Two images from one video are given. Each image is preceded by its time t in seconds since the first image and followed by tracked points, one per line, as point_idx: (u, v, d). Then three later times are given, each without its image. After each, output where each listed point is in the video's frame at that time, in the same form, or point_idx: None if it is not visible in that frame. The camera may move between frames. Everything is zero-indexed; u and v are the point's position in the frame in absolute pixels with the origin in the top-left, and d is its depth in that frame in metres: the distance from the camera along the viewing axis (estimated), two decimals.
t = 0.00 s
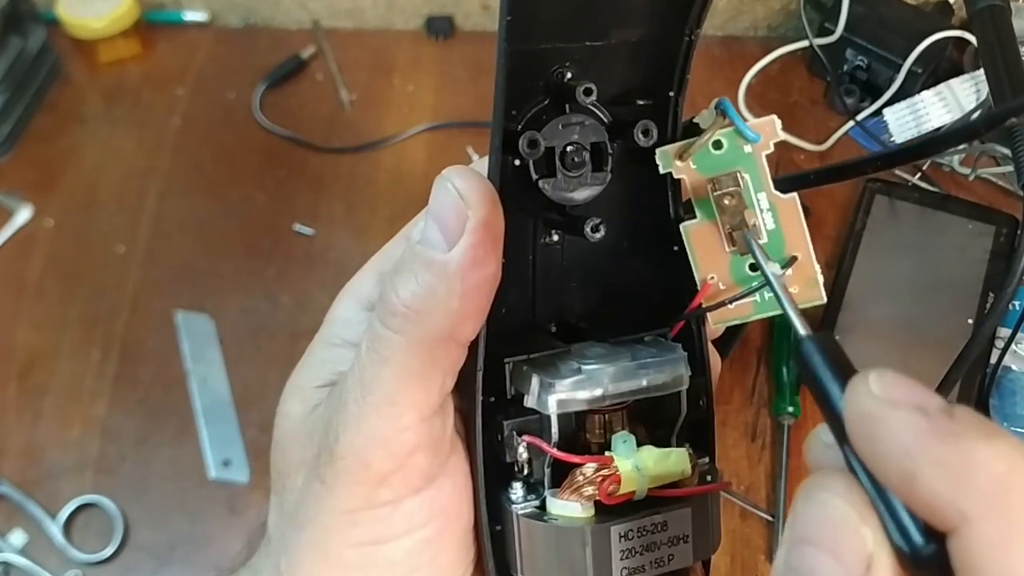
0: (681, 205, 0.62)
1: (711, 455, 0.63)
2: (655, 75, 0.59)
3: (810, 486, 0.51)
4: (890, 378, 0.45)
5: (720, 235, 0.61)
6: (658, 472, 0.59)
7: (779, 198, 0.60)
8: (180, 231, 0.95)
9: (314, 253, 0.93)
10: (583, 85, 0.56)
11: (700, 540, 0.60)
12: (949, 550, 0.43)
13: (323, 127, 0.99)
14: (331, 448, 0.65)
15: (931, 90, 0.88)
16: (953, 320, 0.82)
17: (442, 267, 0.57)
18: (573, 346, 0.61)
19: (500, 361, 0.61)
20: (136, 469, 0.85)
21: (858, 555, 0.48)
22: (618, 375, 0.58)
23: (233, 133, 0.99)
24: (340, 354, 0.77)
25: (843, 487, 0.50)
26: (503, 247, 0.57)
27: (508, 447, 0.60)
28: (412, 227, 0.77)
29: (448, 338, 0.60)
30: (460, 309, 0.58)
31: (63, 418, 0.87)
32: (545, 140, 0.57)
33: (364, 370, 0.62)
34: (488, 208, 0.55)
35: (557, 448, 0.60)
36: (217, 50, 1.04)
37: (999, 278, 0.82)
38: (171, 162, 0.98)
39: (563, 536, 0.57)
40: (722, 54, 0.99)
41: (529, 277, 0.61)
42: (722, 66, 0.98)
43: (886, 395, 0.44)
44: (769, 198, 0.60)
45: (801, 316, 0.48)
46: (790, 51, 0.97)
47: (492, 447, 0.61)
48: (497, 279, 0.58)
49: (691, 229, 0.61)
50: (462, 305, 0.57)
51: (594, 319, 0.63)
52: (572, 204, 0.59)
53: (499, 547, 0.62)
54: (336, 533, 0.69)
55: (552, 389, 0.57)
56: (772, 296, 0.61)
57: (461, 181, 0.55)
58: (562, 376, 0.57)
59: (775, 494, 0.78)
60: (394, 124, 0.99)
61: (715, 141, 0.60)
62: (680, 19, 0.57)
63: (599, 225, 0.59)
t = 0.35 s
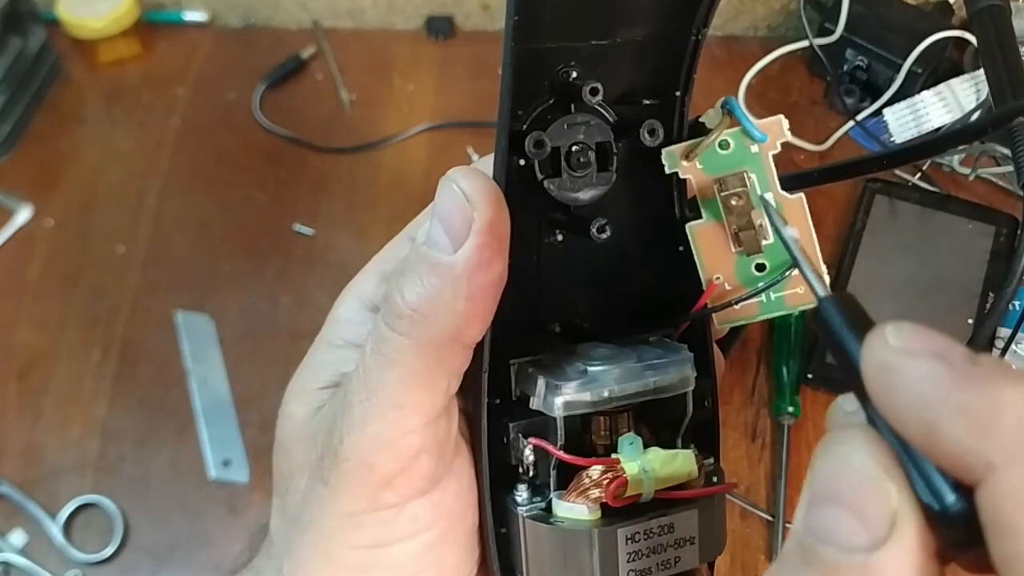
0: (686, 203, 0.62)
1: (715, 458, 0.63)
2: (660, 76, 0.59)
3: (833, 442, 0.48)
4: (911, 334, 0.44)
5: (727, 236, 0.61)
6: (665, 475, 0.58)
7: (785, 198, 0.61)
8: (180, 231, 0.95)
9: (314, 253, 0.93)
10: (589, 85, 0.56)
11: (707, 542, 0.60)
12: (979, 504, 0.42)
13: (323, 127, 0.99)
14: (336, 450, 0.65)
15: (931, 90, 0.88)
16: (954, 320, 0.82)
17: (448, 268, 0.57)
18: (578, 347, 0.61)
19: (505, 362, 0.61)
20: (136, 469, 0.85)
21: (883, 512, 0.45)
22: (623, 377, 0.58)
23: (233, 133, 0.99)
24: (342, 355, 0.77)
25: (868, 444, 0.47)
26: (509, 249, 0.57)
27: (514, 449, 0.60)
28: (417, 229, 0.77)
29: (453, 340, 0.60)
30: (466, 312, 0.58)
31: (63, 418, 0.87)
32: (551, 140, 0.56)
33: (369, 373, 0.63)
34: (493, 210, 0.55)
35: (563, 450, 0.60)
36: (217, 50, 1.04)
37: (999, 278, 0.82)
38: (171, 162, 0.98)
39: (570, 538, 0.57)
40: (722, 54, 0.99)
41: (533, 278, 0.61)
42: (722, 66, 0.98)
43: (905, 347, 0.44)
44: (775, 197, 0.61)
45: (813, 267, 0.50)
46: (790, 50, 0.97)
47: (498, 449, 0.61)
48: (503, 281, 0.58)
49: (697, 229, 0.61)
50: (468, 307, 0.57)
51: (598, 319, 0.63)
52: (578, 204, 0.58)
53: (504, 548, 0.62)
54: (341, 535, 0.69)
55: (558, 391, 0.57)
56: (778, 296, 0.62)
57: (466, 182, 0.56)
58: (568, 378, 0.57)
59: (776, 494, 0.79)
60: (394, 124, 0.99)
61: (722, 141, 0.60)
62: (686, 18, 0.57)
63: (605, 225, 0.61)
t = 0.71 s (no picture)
0: (687, 202, 0.62)
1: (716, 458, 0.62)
2: (661, 76, 0.59)
3: (826, 410, 0.49)
4: (888, 309, 0.48)
5: (727, 236, 0.62)
6: (666, 474, 0.59)
7: (786, 197, 0.61)
8: (180, 231, 0.95)
9: (315, 253, 0.93)
10: (589, 85, 0.56)
11: (707, 541, 0.60)
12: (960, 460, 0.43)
13: (323, 127, 0.99)
14: (337, 450, 0.65)
15: (931, 90, 0.88)
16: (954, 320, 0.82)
17: (450, 268, 0.57)
18: (579, 346, 0.61)
19: (506, 361, 0.61)
20: (136, 469, 0.85)
21: (874, 472, 0.46)
22: (624, 376, 0.58)
23: (233, 133, 0.99)
24: (344, 355, 0.77)
25: (858, 410, 0.48)
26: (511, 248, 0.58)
27: (515, 448, 0.60)
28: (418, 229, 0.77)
29: (456, 339, 0.60)
30: (468, 311, 0.58)
31: (63, 418, 0.87)
32: (552, 139, 0.56)
33: (371, 372, 0.62)
34: (496, 209, 0.55)
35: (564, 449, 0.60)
36: (217, 49, 1.04)
37: (999, 278, 0.82)
38: (171, 162, 0.98)
39: (572, 536, 0.57)
40: (722, 54, 0.99)
41: (534, 277, 0.61)
42: (722, 66, 0.98)
43: (885, 317, 0.47)
44: (776, 197, 0.61)
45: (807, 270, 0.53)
46: (790, 50, 0.97)
47: (498, 448, 0.61)
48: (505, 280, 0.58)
49: (699, 229, 0.62)
50: (471, 306, 0.57)
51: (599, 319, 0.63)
52: (578, 203, 0.59)
53: (505, 547, 0.62)
54: (343, 535, 0.68)
55: (560, 390, 0.57)
56: (778, 296, 0.63)
57: (468, 182, 0.56)
58: (569, 377, 0.58)
59: (776, 494, 0.79)
60: (394, 125, 0.99)
61: (723, 141, 0.61)
62: (687, 18, 0.57)
63: (606, 224, 0.61)
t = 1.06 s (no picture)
0: (688, 203, 0.62)
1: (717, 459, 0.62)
2: (663, 76, 0.59)
3: (827, 402, 0.49)
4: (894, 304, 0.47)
5: (728, 236, 0.62)
6: (667, 474, 0.59)
7: (786, 198, 0.62)
8: (180, 231, 0.95)
9: (315, 253, 0.93)
10: (590, 85, 0.57)
11: (707, 540, 0.60)
12: (959, 449, 0.44)
13: (323, 127, 0.99)
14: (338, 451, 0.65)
15: (931, 91, 0.88)
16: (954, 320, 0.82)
17: (451, 267, 0.57)
18: (579, 347, 0.61)
19: (507, 361, 0.61)
20: (136, 469, 0.85)
21: (874, 464, 0.46)
22: (625, 375, 0.58)
23: (233, 133, 0.99)
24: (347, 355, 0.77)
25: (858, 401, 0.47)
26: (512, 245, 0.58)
27: (516, 447, 0.60)
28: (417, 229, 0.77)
29: (457, 338, 0.60)
30: (471, 309, 0.58)
31: (63, 418, 0.87)
32: (553, 140, 0.56)
33: (373, 371, 0.62)
34: (497, 209, 0.55)
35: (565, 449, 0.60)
36: (217, 49, 1.04)
37: (998, 278, 0.82)
38: (171, 162, 0.98)
39: (572, 535, 0.57)
40: (722, 54, 0.99)
41: (535, 277, 0.61)
42: (722, 66, 0.98)
43: (887, 313, 0.47)
44: (776, 198, 0.62)
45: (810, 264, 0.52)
46: (790, 50, 0.97)
47: (499, 448, 0.61)
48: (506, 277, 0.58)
49: (699, 229, 0.62)
50: (472, 305, 0.58)
51: (600, 320, 0.63)
52: (580, 203, 0.59)
53: (505, 546, 0.62)
54: (346, 535, 0.69)
55: (561, 390, 0.57)
56: (778, 296, 0.64)
57: (467, 180, 0.56)
58: (570, 377, 0.57)
59: (776, 494, 0.79)
60: (394, 125, 0.99)
61: (723, 142, 0.61)
62: (688, 19, 0.57)
63: (607, 224, 0.61)
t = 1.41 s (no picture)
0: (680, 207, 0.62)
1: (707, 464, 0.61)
2: (654, 73, 0.60)
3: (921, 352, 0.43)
4: None
5: (718, 239, 0.62)
6: (639, 475, 0.57)
7: (777, 201, 0.62)
8: (180, 231, 0.95)
9: (315, 252, 0.93)
10: (577, 82, 0.58)
11: (681, 546, 0.57)
12: None
13: (322, 127, 0.99)
14: (314, 430, 0.66)
15: (931, 90, 0.88)
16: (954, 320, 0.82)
17: (426, 255, 0.58)
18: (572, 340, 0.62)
19: (485, 354, 0.61)
20: (136, 469, 0.85)
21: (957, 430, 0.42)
22: (603, 374, 0.56)
23: (233, 133, 0.99)
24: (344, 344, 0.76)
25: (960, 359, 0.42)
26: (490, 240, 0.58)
27: (489, 438, 0.60)
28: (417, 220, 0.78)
29: (430, 326, 0.61)
30: (442, 299, 0.59)
31: (63, 418, 0.87)
32: (539, 136, 0.59)
33: (349, 356, 0.63)
34: (474, 203, 0.56)
35: (539, 446, 0.59)
36: (217, 49, 1.04)
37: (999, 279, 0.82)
38: (171, 162, 0.98)
39: (537, 530, 0.56)
40: (722, 54, 0.99)
41: (529, 274, 0.62)
42: (722, 66, 0.98)
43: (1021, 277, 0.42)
44: (767, 201, 0.62)
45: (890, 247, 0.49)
46: (790, 50, 0.97)
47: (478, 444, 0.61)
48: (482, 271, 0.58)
49: (690, 231, 0.62)
50: (444, 294, 0.58)
51: (594, 320, 0.64)
52: (568, 199, 0.61)
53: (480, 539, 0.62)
54: (318, 515, 0.70)
55: (534, 385, 0.56)
56: (767, 302, 0.64)
57: (446, 172, 0.56)
58: (547, 376, 0.56)
59: (775, 494, 0.78)
60: (394, 125, 0.99)
61: (713, 142, 0.61)
62: (676, 17, 0.57)
63: (592, 222, 0.62)
